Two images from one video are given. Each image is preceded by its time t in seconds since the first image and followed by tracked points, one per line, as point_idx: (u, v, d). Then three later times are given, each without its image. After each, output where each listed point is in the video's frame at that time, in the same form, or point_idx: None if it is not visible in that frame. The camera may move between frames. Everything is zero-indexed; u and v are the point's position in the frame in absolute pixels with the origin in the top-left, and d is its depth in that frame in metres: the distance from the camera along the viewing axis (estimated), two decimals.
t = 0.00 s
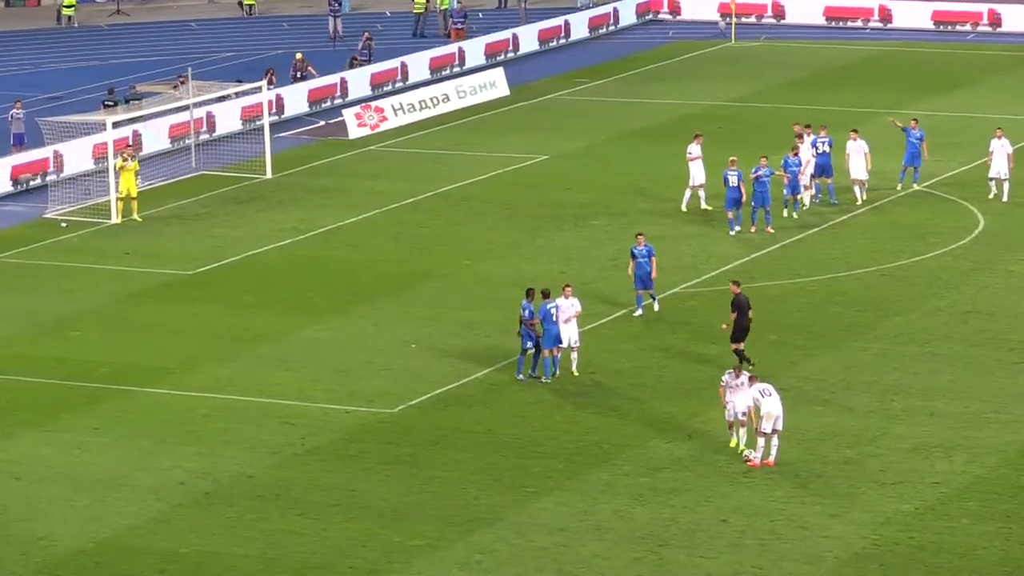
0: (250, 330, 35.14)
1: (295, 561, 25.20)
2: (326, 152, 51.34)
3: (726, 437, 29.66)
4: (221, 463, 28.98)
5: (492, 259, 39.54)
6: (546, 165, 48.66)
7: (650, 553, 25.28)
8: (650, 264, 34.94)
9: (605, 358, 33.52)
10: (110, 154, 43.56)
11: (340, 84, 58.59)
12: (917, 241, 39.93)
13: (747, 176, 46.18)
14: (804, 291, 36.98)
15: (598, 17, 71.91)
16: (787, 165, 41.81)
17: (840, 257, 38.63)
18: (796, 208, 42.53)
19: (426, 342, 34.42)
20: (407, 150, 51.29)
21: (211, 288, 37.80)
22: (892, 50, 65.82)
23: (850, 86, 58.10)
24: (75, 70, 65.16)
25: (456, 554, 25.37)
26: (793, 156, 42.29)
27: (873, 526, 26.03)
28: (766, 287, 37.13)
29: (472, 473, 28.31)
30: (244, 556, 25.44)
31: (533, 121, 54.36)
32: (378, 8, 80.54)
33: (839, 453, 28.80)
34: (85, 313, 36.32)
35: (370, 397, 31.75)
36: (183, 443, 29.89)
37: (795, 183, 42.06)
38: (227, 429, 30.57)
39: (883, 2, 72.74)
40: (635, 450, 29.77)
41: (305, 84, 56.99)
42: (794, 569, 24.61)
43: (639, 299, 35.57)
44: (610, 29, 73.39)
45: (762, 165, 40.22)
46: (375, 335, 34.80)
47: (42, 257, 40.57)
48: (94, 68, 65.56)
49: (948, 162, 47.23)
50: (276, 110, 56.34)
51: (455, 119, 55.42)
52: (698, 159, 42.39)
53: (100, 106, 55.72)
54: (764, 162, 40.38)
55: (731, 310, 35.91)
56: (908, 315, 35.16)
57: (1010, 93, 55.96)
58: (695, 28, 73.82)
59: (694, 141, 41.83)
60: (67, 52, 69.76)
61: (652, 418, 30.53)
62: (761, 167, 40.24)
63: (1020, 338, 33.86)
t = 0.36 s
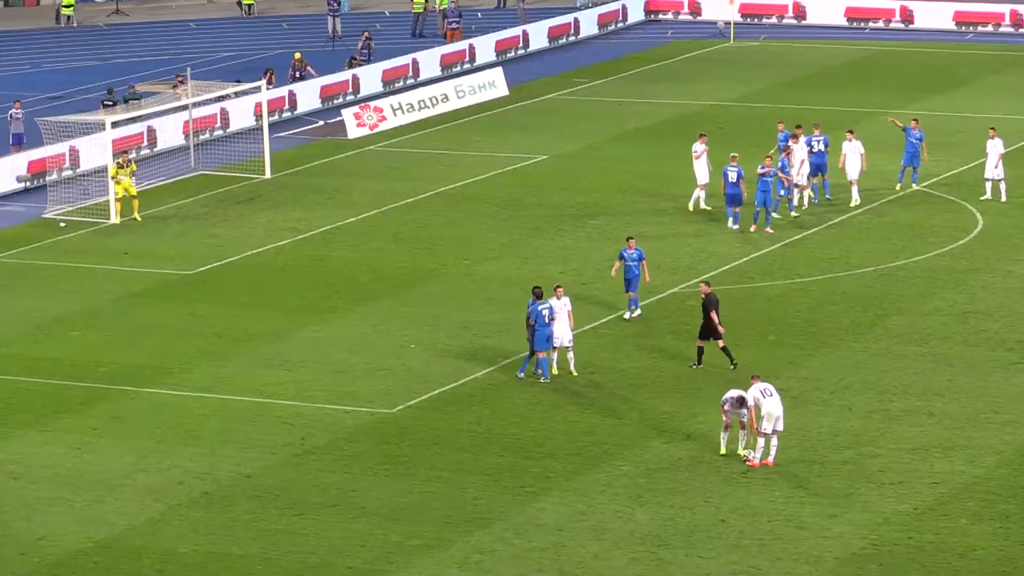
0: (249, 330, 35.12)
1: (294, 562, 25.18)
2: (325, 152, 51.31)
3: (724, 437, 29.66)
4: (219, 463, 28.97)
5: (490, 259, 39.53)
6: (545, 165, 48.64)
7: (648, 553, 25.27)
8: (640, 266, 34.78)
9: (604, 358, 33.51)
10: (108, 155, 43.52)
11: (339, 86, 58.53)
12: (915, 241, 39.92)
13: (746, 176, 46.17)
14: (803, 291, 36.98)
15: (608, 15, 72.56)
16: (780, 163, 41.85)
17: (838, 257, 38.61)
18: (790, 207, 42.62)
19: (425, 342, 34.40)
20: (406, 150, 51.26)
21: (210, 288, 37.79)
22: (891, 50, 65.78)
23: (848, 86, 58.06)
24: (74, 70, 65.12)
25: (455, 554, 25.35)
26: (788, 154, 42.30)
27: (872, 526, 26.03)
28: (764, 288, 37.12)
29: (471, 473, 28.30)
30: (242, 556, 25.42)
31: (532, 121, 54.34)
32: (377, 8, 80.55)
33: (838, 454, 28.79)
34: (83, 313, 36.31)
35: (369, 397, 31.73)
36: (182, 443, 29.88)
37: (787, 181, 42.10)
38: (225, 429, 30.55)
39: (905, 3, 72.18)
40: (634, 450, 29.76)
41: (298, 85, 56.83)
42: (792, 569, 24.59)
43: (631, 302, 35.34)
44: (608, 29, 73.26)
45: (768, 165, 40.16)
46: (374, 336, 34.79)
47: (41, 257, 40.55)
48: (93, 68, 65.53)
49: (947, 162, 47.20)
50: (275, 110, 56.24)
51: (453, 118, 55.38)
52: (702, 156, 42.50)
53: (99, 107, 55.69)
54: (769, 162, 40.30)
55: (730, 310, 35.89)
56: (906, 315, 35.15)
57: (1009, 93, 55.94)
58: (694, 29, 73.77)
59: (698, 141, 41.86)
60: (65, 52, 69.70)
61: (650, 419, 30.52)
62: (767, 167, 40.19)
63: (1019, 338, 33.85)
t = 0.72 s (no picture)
0: (251, 329, 35.12)
1: (295, 561, 25.19)
2: (326, 152, 51.29)
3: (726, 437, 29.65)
4: (221, 463, 28.98)
5: (491, 258, 39.52)
6: (545, 165, 48.62)
7: (650, 552, 25.27)
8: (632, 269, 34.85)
9: (604, 358, 33.52)
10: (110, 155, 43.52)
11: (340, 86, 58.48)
12: (916, 241, 39.90)
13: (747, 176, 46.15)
14: (804, 291, 36.97)
15: (619, 11, 73.34)
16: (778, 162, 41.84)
17: (840, 257, 38.61)
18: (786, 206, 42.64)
19: (426, 341, 34.41)
20: (407, 150, 51.25)
21: (211, 287, 37.79)
22: (892, 50, 65.74)
23: (849, 86, 58.02)
24: (75, 70, 65.12)
25: (457, 554, 25.36)
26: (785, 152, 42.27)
27: (873, 526, 26.03)
28: (766, 287, 37.12)
29: (473, 473, 28.31)
30: (240, 557, 25.40)
31: (533, 121, 54.30)
32: (378, 8, 80.57)
33: (839, 453, 28.79)
34: (85, 312, 36.32)
35: (371, 396, 31.73)
36: (184, 443, 29.88)
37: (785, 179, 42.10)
38: (226, 428, 30.56)
39: (929, 3, 71.83)
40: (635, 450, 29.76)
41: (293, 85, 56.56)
42: (794, 569, 24.59)
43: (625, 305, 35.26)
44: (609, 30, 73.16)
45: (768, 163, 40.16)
46: (375, 335, 34.79)
47: (42, 257, 40.55)
48: (94, 68, 65.53)
49: (948, 162, 47.18)
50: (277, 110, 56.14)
51: (455, 119, 55.37)
52: (706, 156, 42.49)
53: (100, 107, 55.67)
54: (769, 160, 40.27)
55: (731, 310, 35.89)
56: (908, 315, 35.15)
57: (1010, 93, 55.90)
58: (695, 29, 73.72)
59: (702, 141, 41.84)
60: (66, 52, 69.72)
61: (652, 418, 30.52)
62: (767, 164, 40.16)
63: (1020, 338, 33.85)
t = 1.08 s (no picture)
0: (252, 328, 35.38)
1: (296, 558, 25.45)
2: (328, 152, 51.54)
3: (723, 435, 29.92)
4: (223, 461, 29.25)
5: (491, 258, 39.77)
6: (545, 165, 48.86)
7: (649, 550, 25.53)
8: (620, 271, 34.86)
9: (604, 356, 33.81)
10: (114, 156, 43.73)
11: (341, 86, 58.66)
12: (913, 240, 40.14)
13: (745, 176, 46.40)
14: (802, 290, 37.22)
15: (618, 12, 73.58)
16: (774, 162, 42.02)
17: (837, 256, 38.85)
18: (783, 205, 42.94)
19: (426, 340, 34.67)
20: (408, 150, 51.50)
21: (213, 287, 38.07)
22: (889, 51, 65.95)
23: (846, 87, 58.22)
24: (78, 71, 65.36)
25: (457, 551, 25.62)
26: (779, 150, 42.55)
27: (871, 523, 26.29)
28: (764, 286, 37.37)
29: (473, 471, 28.58)
30: (242, 554, 25.67)
31: (533, 121, 54.53)
32: (379, 9, 80.85)
33: (836, 451, 29.06)
34: (88, 311, 36.58)
35: (371, 395, 32.00)
36: (186, 441, 30.14)
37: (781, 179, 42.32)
38: (228, 426, 30.82)
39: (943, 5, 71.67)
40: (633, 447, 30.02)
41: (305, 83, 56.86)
42: (791, 566, 24.85)
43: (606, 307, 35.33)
44: (608, 31, 73.34)
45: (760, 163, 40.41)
46: (376, 334, 35.05)
47: (46, 257, 40.81)
48: (97, 69, 65.77)
49: (945, 162, 47.42)
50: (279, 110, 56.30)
51: (455, 119, 55.60)
52: (707, 156, 42.73)
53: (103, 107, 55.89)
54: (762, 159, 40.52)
55: (729, 309, 36.15)
56: (904, 314, 35.41)
57: (1007, 94, 56.13)
58: (693, 29, 73.91)
59: (703, 141, 42.07)
60: (69, 53, 69.98)
61: (650, 416, 30.78)
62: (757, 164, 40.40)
63: (1015, 337, 34.10)
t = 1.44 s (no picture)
0: (261, 328, 36.35)
1: (305, 551, 26.41)
2: (333, 157, 52.49)
3: (718, 432, 30.89)
4: (232, 456, 30.21)
5: (492, 259, 40.74)
6: (545, 170, 49.81)
7: (646, 542, 26.50)
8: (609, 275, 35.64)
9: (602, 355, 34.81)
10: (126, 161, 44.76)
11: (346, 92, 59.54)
12: (903, 242, 41.10)
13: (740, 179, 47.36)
14: (794, 290, 38.18)
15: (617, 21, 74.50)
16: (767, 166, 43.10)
17: (829, 258, 39.81)
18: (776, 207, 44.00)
19: (430, 339, 35.65)
20: (412, 155, 52.46)
21: (221, 287, 39.05)
22: (882, 58, 66.85)
23: (840, 93, 59.15)
24: (89, 78, 66.32)
25: (460, 543, 26.60)
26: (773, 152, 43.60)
27: (861, 517, 27.25)
28: (758, 287, 38.34)
29: (475, 465, 29.56)
30: (253, 546, 26.64)
31: (533, 127, 55.47)
32: (384, 17, 81.93)
33: (828, 446, 30.03)
34: (100, 311, 37.55)
35: (376, 392, 32.98)
36: (197, 437, 31.12)
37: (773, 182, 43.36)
38: (237, 423, 31.80)
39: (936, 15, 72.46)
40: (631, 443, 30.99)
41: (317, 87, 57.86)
42: (784, 558, 25.81)
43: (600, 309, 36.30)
44: (608, 38, 74.24)
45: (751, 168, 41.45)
46: (380, 333, 36.04)
47: (58, 258, 41.78)
48: (108, 75, 66.72)
49: (935, 166, 48.37)
50: (286, 116, 57.20)
51: (458, 125, 56.54)
52: (706, 162, 43.68)
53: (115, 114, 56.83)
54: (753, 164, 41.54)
55: (724, 309, 37.12)
56: (895, 314, 36.37)
57: (997, 100, 57.06)
58: (690, 37, 74.84)
59: (700, 146, 43.04)
60: (81, 60, 70.96)
61: (646, 413, 31.76)
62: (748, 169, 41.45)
63: (1002, 336, 35.06)
